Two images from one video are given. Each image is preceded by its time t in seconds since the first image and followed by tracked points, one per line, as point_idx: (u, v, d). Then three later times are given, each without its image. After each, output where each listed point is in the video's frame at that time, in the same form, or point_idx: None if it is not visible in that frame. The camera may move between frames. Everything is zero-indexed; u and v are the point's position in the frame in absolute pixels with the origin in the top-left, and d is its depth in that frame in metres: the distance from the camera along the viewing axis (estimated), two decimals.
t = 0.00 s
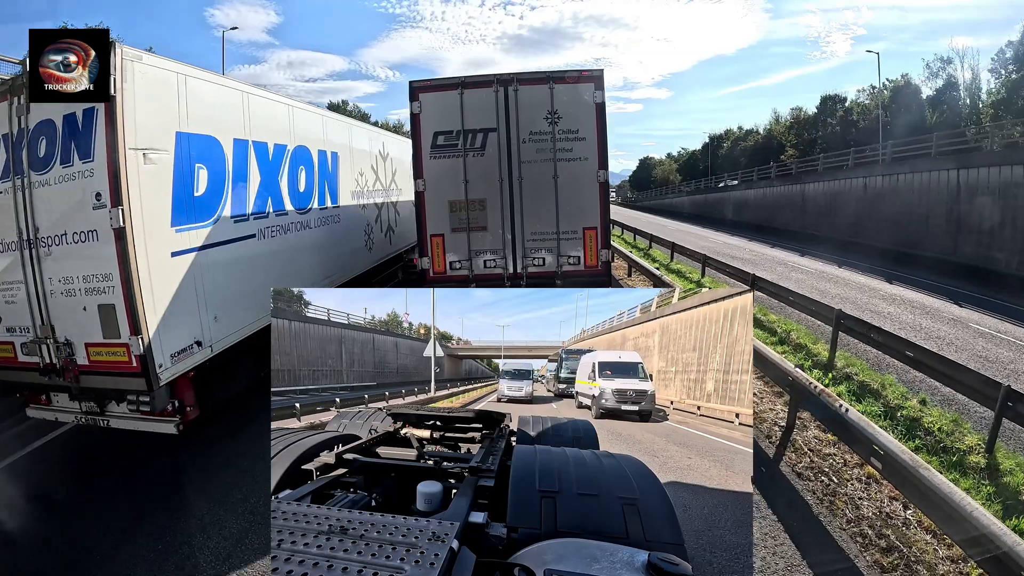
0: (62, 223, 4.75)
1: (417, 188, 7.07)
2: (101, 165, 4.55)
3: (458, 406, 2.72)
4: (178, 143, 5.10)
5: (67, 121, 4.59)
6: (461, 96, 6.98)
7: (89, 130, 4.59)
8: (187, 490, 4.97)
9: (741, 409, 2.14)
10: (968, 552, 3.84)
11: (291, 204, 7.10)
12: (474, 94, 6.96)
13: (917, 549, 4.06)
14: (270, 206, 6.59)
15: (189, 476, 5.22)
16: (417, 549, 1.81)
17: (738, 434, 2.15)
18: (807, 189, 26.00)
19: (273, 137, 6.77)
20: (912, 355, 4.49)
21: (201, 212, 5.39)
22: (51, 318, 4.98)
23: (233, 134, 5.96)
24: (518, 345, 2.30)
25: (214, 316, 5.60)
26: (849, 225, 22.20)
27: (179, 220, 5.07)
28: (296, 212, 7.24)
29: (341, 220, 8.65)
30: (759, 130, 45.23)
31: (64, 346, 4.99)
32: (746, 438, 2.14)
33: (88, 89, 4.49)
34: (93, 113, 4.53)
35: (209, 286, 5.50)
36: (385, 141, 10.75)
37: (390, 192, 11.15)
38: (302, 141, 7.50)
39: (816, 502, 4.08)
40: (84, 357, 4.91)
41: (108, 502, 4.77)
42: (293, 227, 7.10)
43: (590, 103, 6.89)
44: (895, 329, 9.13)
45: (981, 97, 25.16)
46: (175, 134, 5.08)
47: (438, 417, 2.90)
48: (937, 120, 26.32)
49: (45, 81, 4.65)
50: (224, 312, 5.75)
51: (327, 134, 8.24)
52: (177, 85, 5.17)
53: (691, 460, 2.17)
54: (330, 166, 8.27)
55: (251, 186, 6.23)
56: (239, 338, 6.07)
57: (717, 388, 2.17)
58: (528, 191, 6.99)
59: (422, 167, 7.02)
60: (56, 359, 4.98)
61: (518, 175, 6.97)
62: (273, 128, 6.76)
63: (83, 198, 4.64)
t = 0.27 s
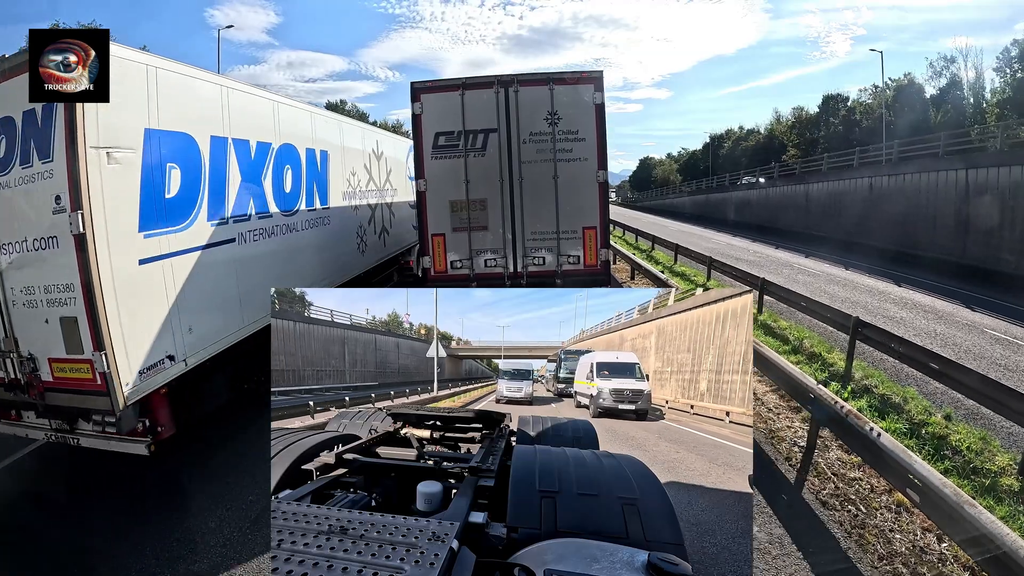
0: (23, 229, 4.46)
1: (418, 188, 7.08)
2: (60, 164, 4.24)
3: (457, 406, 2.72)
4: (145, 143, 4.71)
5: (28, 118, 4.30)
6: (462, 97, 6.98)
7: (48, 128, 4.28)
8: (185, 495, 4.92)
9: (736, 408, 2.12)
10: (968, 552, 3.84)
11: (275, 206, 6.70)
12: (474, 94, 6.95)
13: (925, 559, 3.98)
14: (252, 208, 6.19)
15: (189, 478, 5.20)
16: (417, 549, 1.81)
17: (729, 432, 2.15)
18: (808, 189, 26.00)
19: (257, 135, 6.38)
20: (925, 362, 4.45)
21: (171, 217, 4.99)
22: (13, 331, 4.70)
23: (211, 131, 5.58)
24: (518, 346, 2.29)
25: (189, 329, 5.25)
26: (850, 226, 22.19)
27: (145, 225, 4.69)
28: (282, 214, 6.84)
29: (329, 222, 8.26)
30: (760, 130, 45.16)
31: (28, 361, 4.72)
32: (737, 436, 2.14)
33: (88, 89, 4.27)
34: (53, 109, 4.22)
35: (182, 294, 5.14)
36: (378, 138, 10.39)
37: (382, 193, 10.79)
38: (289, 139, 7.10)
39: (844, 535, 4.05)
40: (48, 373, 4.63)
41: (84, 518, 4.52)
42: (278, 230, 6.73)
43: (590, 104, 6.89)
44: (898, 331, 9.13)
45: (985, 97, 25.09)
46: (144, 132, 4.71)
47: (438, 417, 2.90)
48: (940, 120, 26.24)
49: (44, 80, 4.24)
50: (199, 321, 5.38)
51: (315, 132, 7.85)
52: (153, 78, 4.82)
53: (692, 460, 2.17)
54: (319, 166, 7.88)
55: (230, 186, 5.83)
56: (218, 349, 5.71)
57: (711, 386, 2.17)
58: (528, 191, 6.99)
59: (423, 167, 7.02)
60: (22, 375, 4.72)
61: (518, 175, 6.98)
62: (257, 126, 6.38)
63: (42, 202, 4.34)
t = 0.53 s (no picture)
0: None
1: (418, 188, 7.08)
2: (17, 165, 3.87)
3: (457, 406, 2.72)
4: (110, 143, 4.39)
5: None
6: (463, 98, 6.98)
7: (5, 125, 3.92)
8: (183, 500, 4.83)
9: (726, 405, 2.11)
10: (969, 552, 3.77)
11: (258, 207, 6.41)
12: (475, 96, 6.95)
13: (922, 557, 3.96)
14: (232, 210, 5.90)
15: (190, 481, 5.15)
16: (417, 549, 1.81)
17: (721, 429, 2.14)
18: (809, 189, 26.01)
19: (238, 134, 6.08)
20: (954, 377, 4.40)
21: (142, 221, 4.70)
22: None
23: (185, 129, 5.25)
24: (518, 346, 2.29)
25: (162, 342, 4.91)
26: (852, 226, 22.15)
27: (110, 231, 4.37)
28: (266, 216, 6.55)
29: (319, 224, 7.98)
30: (763, 130, 45.01)
31: None
32: (728, 433, 2.13)
33: (87, 88, 4.18)
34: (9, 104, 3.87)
35: (156, 304, 4.84)
36: (373, 136, 10.14)
37: (377, 193, 10.50)
38: (273, 137, 6.79)
39: (874, 571, 3.96)
40: (11, 392, 4.26)
41: (64, 538, 4.28)
42: (263, 234, 6.45)
43: (589, 105, 6.89)
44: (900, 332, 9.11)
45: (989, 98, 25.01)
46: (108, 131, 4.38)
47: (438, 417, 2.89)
48: (943, 120, 26.18)
49: (45, 80, 3.91)
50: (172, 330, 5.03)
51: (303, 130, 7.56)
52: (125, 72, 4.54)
53: (692, 460, 2.17)
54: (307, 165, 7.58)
55: (208, 187, 5.54)
56: (196, 360, 5.42)
57: (703, 384, 2.17)
58: (528, 191, 6.99)
59: (425, 167, 7.02)
60: None
61: (519, 176, 6.98)
62: (239, 125, 6.09)
63: None
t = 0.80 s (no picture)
0: None
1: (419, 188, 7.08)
2: None
3: (457, 406, 2.71)
4: (78, 138, 3.99)
5: None
6: (464, 99, 6.97)
7: None
8: (184, 508, 4.73)
9: (716, 403, 2.18)
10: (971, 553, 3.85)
11: (242, 207, 6.02)
12: (476, 96, 6.94)
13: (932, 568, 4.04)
14: (213, 210, 5.50)
15: (191, 486, 5.09)
16: (417, 549, 1.81)
17: (711, 427, 2.18)
18: (811, 189, 26.00)
19: (222, 129, 5.69)
20: (985, 395, 4.32)
21: (111, 225, 4.28)
22: None
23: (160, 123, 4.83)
24: (518, 346, 2.29)
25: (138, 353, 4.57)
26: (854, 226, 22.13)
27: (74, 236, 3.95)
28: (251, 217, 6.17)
29: (310, 226, 7.67)
30: (764, 129, 45.01)
31: None
32: (719, 431, 2.17)
33: (88, 88, 4.08)
34: None
35: (135, 312, 4.54)
36: (367, 134, 9.87)
37: (371, 193, 10.23)
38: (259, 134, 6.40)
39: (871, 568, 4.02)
40: None
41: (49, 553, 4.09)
42: (251, 237, 6.15)
43: (588, 105, 6.89)
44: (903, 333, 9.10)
45: (993, 97, 24.92)
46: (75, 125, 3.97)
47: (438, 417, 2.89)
48: (947, 120, 26.10)
49: (46, 80, 3.75)
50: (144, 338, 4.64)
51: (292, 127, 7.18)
52: (108, 63, 4.24)
53: (692, 459, 2.17)
54: (295, 163, 7.20)
55: (186, 186, 5.14)
56: (178, 369, 5.13)
57: (694, 382, 2.23)
58: (529, 191, 6.99)
59: (426, 167, 7.02)
60: None
61: (519, 176, 6.98)
62: (222, 120, 5.70)
63: None
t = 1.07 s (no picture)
0: None
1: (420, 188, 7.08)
2: None
3: (456, 406, 2.71)
4: (42, 133, 3.65)
5: None
6: (464, 100, 6.97)
7: None
8: (187, 515, 4.65)
9: (709, 401, 2.23)
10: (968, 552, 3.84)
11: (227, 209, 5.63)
12: (476, 97, 6.94)
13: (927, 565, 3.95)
14: (195, 212, 5.12)
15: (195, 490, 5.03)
16: (417, 549, 1.81)
17: (703, 424, 2.22)
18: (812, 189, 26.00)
19: (205, 125, 5.32)
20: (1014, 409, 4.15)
21: (80, 229, 3.92)
22: None
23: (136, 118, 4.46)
24: (518, 346, 2.31)
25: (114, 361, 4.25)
26: (856, 226, 22.09)
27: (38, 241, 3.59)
28: (236, 219, 5.78)
29: (301, 227, 7.33)
30: (765, 129, 45.02)
31: None
32: (710, 428, 2.21)
33: (89, 89, 4.04)
34: None
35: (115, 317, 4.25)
36: (361, 134, 9.60)
37: (365, 194, 9.91)
38: (246, 132, 6.02)
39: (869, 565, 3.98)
40: None
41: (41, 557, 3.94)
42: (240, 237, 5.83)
43: (587, 106, 6.89)
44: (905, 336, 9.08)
45: (998, 97, 24.80)
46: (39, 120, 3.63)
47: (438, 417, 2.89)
48: (951, 120, 25.99)
49: (46, 80, 3.71)
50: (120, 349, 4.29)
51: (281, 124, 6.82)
52: (108, 62, 4.19)
53: (691, 459, 2.18)
54: (284, 163, 6.82)
55: (165, 186, 4.76)
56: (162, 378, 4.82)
57: (687, 382, 2.27)
58: (529, 191, 7.00)
59: (427, 167, 7.03)
60: None
61: (519, 176, 6.98)
62: (206, 115, 5.32)
63: None
